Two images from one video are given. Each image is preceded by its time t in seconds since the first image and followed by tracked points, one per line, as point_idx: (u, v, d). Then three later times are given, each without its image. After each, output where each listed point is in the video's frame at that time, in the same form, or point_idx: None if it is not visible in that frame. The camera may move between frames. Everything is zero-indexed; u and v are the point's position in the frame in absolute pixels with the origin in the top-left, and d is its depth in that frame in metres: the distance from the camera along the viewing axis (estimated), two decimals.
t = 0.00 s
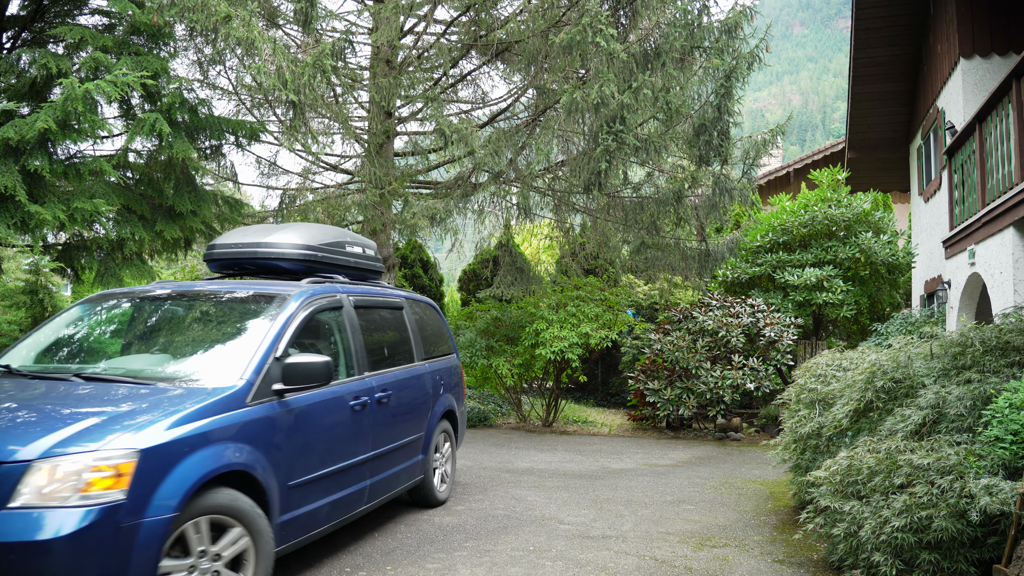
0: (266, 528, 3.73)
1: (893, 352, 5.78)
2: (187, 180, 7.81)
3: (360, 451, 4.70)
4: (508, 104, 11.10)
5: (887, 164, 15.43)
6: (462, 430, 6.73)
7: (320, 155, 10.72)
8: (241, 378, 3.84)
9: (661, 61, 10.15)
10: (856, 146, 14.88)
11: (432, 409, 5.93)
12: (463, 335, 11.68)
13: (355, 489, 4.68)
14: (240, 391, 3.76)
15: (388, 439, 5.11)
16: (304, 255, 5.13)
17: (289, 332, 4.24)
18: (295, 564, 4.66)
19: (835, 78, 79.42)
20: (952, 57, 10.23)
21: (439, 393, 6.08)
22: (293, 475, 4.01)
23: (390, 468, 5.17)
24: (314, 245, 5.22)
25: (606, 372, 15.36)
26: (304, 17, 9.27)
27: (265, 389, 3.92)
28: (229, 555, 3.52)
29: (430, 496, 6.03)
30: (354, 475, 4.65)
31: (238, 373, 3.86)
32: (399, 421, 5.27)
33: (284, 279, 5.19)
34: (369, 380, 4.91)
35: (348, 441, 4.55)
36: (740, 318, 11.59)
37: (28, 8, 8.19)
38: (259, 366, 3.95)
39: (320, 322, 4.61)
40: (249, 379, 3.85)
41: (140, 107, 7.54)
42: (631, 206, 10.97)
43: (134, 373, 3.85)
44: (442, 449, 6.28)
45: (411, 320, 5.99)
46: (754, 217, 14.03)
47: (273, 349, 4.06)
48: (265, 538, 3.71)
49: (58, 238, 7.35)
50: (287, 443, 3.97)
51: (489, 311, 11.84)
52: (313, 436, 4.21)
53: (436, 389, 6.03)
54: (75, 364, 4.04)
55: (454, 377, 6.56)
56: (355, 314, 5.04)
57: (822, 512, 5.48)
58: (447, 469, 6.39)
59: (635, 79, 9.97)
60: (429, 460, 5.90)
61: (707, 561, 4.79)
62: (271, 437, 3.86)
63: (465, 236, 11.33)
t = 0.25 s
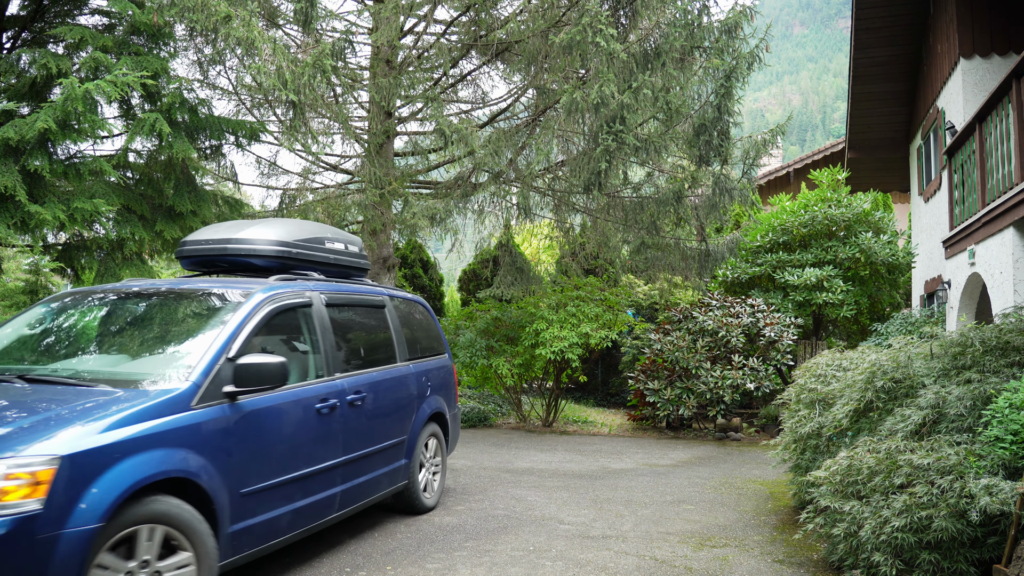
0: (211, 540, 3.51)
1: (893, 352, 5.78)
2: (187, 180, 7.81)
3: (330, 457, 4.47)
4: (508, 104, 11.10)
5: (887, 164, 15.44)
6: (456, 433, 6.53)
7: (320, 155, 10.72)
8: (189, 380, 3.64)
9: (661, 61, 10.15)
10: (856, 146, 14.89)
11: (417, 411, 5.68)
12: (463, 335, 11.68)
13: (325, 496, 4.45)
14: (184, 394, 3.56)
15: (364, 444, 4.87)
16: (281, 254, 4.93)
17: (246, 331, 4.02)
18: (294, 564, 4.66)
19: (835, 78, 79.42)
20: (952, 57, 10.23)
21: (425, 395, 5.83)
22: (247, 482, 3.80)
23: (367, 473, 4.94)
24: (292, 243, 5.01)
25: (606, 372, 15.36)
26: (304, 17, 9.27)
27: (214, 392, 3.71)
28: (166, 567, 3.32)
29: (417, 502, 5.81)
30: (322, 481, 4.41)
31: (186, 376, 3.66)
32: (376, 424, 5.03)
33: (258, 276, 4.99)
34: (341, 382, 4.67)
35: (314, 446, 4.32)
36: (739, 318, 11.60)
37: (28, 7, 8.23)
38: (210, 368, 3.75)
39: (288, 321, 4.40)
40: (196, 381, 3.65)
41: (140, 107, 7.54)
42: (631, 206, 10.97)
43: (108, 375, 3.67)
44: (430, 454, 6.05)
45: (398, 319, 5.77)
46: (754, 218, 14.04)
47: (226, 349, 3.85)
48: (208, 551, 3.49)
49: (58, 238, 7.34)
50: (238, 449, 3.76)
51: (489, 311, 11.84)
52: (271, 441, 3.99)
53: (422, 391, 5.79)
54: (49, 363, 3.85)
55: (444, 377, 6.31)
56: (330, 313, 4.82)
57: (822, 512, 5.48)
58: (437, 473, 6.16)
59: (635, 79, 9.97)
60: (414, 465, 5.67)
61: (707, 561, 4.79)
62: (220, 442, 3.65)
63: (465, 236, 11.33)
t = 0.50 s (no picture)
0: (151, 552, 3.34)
1: (893, 352, 5.78)
2: (187, 180, 7.82)
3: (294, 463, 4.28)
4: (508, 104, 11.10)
5: (887, 164, 15.44)
6: (447, 435, 6.34)
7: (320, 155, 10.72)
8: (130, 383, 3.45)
9: (661, 61, 10.15)
10: (856, 146, 14.90)
11: (399, 415, 5.47)
12: (463, 335, 11.68)
13: (289, 504, 4.25)
14: (124, 397, 3.38)
15: (335, 449, 4.66)
16: (250, 248, 4.72)
17: (199, 330, 3.83)
18: (294, 564, 4.65)
19: (835, 78, 79.42)
20: (952, 57, 10.23)
21: (408, 397, 5.62)
22: (196, 489, 3.62)
23: (340, 478, 4.74)
24: (261, 237, 4.80)
25: (606, 372, 15.36)
26: (304, 17, 9.26)
27: (159, 394, 3.52)
28: None
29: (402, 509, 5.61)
30: (286, 488, 4.22)
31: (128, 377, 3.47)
32: (351, 428, 4.82)
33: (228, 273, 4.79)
34: (308, 384, 4.47)
35: (275, 451, 4.13)
36: (740, 318, 11.59)
37: (27, 8, 8.39)
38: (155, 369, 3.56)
39: (251, 321, 4.21)
40: (139, 383, 3.46)
41: (140, 107, 7.54)
42: (631, 206, 10.97)
43: (66, 379, 3.49)
44: (416, 458, 5.84)
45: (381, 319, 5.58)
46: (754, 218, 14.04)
47: (175, 349, 3.66)
48: (149, 563, 3.31)
49: (58, 237, 7.33)
50: (186, 455, 3.58)
51: (489, 311, 11.84)
52: (225, 446, 3.80)
53: (404, 393, 5.57)
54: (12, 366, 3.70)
55: (431, 379, 6.10)
56: (300, 313, 4.61)
57: (822, 512, 5.48)
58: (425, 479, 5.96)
59: (635, 79, 9.97)
60: (396, 469, 5.48)
61: (707, 561, 4.79)
62: (165, 448, 3.48)
63: (465, 236, 11.33)
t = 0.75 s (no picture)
0: (88, 566, 3.14)
1: (893, 352, 5.78)
2: (187, 180, 7.82)
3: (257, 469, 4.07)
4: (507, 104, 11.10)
5: (887, 164, 15.44)
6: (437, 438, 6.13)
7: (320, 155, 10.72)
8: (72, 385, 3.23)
9: (661, 61, 10.15)
10: (856, 146, 14.91)
11: (380, 419, 5.25)
12: (463, 335, 11.68)
13: (251, 512, 4.04)
14: (62, 401, 3.15)
15: (305, 455, 4.44)
16: (223, 245, 4.53)
17: (150, 331, 3.61)
18: (293, 564, 4.65)
19: (835, 79, 79.43)
20: (952, 57, 10.23)
21: (391, 400, 5.40)
22: (143, 498, 3.41)
23: (311, 485, 4.52)
24: (234, 233, 4.61)
25: (606, 372, 15.36)
26: (304, 17, 9.26)
27: (102, 397, 3.30)
28: None
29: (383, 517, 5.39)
30: (248, 496, 4.01)
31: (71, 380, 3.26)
32: (325, 433, 4.61)
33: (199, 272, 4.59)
34: (276, 386, 4.26)
35: (235, 457, 3.92)
36: (740, 318, 11.60)
37: (28, 8, 8.43)
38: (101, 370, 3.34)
39: (212, 322, 4.00)
40: (79, 386, 3.23)
41: (140, 107, 7.55)
42: (631, 206, 10.97)
43: (8, 381, 3.29)
44: (400, 463, 5.62)
45: (366, 319, 5.40)
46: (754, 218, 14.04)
47: (121, 350, 3.44)
48: None
49: (58, 238, 7.32)
50: (132, 461, 3.37)
51: (489, 311, 11.83)
52: (178, 452, 3.59)
53: (387, 396, 5.35)
54: None
55: (420, 381, 5.89)
56: (268, 311, 4.41)
57: (822, 512, 5.48)
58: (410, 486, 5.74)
59: (635, 79, 9.98)
60: (377, 474, 5.26)
61: (707, 561, 4.78)
62: (109, 454, 3.27)
63: (465, 236, 11.32)
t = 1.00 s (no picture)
0: None
1: (893, 352, 5.78)
2: (187, 180, 7.83)
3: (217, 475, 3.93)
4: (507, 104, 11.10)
5: (887, 164, 15.44)
6: (424, 442, 6.03)
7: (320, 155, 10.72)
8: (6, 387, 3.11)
9: (661, 61, 10.15)
10: (855, 146, 14.90)
11: (357, 422, 5.12)
12: (463, 335, 11.68)
13: (211, 520, 3.90)
14: None
15: (271, 460, 4.30)
16: (192, 242, 4.44)
17: (95, 331, 3.48)
18: (292, 564, 4.65)
19: (835, 79, 79.42)
20: (952, 57, 10.23)
21: (370, 403, 5.28)
22: (85, 506, 3.27)
23: (280, 491, 4.39)
24: (203, 229, 4.53)
25: (606, 372, 15.35)
26: (304, 17, 9.26)
27: (40, 400, 3.18)
28: None
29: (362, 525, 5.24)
30: (206, 504, 3.87)
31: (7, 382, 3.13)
32: (294, 437, 4.48)
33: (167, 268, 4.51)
34: (239, 388, 4.16)
35: (191, 462, 3.78)
36: (740, 318, 11.60)
37: (28, 8, 8.44)
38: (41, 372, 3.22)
39: (168, 320, 3.89)
40: (14, 390, 3.11)
41: (140, 107, 7.55)
42: (631, 206, 10.97)
43: None
44: (382, 468, 5.48)
45: (348, 320, 5.32)
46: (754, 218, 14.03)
47: (63, 351, 3.32)
48: None
49: (58, 238, 7.31)
50: (72, 468, 3.22)
51: (489, 311, 11.83)
52: (127, 457, 3.46)
53: (365, 399, 5.22)
54: None
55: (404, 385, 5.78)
56: (232, 310, 4.31)
57: (822, 512, 5.48)
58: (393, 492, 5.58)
59: (635, 79, 9.98)
60: (355, 479, 5.12)
61: (706, 561, 4.79)
62: (47, 461, 3.13)
63: (464, 236, 11.32)
